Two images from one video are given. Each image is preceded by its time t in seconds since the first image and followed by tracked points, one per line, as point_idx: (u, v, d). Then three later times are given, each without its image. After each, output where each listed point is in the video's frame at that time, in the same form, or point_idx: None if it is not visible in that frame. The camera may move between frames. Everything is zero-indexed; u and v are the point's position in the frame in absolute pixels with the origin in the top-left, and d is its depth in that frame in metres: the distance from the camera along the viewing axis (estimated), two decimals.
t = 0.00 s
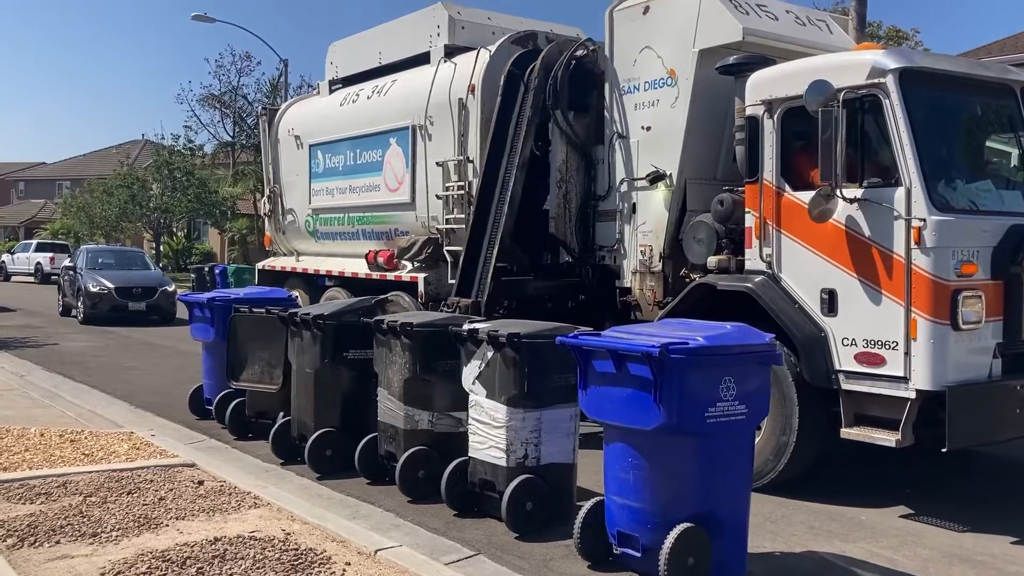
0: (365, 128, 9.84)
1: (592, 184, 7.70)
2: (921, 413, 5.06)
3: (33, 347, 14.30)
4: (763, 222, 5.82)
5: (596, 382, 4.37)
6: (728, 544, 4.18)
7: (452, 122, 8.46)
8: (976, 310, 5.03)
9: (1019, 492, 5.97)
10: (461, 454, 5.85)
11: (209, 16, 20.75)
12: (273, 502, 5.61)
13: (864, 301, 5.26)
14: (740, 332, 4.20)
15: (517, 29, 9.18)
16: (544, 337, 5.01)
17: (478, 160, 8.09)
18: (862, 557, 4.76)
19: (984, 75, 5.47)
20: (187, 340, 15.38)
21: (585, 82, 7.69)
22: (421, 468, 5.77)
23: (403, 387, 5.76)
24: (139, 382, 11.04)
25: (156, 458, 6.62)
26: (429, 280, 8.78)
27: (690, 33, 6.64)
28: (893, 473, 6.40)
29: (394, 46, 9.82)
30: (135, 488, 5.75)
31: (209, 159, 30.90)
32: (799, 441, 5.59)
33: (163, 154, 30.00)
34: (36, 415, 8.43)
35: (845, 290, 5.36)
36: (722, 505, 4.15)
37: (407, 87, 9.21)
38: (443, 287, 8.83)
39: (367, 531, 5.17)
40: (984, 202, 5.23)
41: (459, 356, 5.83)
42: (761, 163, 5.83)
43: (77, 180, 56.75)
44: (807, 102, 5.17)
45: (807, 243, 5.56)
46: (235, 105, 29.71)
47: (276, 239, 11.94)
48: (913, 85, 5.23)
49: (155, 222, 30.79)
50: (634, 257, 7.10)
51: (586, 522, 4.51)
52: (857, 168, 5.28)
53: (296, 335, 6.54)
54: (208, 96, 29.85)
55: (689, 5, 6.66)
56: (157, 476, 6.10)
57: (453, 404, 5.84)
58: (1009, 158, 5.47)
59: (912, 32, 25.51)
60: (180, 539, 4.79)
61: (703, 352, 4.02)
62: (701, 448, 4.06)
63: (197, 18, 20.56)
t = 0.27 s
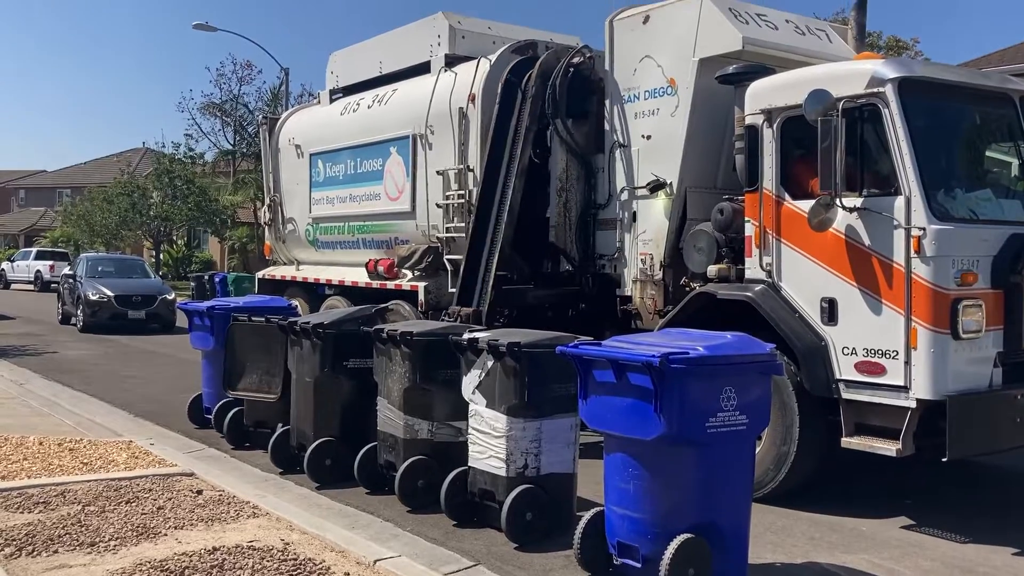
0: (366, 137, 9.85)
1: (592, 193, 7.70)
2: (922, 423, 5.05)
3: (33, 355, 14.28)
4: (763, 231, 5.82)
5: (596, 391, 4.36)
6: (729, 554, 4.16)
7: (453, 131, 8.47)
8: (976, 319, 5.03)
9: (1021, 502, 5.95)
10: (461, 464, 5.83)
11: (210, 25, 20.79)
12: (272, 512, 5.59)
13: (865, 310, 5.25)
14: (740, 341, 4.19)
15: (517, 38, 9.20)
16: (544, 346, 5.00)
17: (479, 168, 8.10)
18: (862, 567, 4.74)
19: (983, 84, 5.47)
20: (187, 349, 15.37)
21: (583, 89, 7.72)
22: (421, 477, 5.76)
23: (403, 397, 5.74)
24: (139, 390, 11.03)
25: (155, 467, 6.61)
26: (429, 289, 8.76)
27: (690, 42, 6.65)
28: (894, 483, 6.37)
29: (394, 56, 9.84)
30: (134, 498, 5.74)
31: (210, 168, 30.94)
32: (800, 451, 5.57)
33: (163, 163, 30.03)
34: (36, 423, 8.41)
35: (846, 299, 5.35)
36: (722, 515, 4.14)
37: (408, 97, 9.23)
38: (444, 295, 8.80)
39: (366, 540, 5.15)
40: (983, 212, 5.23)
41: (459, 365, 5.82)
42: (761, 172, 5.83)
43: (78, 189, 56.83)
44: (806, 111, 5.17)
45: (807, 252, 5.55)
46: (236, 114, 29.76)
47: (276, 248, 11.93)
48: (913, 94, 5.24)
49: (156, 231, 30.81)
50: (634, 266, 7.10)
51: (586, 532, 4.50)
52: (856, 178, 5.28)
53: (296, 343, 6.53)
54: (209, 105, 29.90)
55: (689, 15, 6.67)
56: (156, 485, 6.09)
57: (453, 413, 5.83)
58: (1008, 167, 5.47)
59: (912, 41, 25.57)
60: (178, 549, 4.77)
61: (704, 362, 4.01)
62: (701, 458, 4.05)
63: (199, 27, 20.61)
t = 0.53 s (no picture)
0: (366, 149, 9.88)
1: (592, 207, 7.71)
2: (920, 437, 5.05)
3: (31, 366, 14.26)
4: (762, 244, 5.84)
5: (595, 404, 4.36)
6: (727, 568, 4.15)
7: (453, 144, 8.49)
8: (975, 333, 5.04)
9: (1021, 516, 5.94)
10: (460, 477, 5.83)
11: (211, 38, 20.86)
12: (270, 525, 5.58)
13: (864, 324, 5.26)
14: (739, 355, 4.19)
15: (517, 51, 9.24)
16: (543, 359, 5.01)
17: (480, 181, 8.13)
18: None
19: (981, 98, 5.50)
20: (185, 360, 15.35)
21: (585, 102, 7.77)
22: (419, 490, 5.74)
23: (402, 409, 5.74)
24: (136, 402, 11.01)
25: (153, 479, 6.59)
26: (429, 300, 8.76)
27: (690, 56, 6.69)
28: (894, 497, 6.36)
29: (395, 68, 9.88)
30: (131, 510, 5.72)
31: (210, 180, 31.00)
32: (799, 465, 5.57)
33: (163, 174, 30.07)
34: (33, 435, 8.39)
35: (845, 313, 5.36)
36: (721, 529, 4.13)
37: (408, 109, 9.26)
38: (443, 308, 8.80)
39: (364, 553, 5.14)
40: (982, 225, 5.24)
41: (458, 378, 5.82)
42: (760, 185, 5.85)
43: (77, 200, 56.89)
44: (805, 125, 5.20)
45: (806, 266, 5.57)
46: (236, 126, 29.84)
47: (275, 259, 11.95)
48: (912, 109, 5.26)
49: (155, 242, 30.83)
50: (633, 278, 7.11)
51: (585, 545, 4.50)
52: (855, 191, 5.31)
53: (294, 355, 6.53)
54: (210, 117, 29.97)
55: (690, 29, 6.71)
56: (154, 497, 6.07)
57: (451, 426, 5.83)
58: (1006, 181, 5.49)
59: (910, 56, 25.70)
60: (175, 562, 4.76)
61: (702, 375, 4.02)
62: (700, 471, 4.05)
63: (200, 39, 20.69)
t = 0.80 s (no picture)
0: (365, 165, 9.88)
1: (592, 224, 7.69)
2: (922, 455, 5.02)
3: (28, 382, 14.21)
4: (762, 261, 5.83)
5: (596, 421, 4.34)
6: None
7: (452, 160, 8.50)
8: (976, 350, 5.02)
9: None
10: (459, 494, 5.79)
11: (211, 54, 20.93)
12: (268, 542, 5.54)
13: (865, 341, 5.25)
14: (740, 372, 4.17)
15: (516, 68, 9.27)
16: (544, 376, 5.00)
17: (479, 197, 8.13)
18: None
19: (981, 115, 5.50)
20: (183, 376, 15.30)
21: (584, 123, 7.77)
22: (418, 507, 5.71)
23: (401, 426, 5.71)
24: (134, 418, 10.96)
25: (150, 496, 6.55)
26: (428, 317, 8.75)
27: (689, 73, 6.70)
28: (896, 515, 6.33)
29: (394, 85, 9.90)
30: (129, 526, 5.68)
31: (209, 195, 31.02)
32: (800, 483, 5.53)
33: (162, 189, 30.09)
34: (30, 451, 8.35)
35: (845, 330, 5.35)
36: (722, 547, 4.09)
37: (408, 125, 9.27)
38: (442, 324, 8.76)
39: (363, 571, 5.10)
40: (983, 243, 5.24)
41: (457, 394, 5.79)
42: (759, 203, 5.85)
43: (76, 215, 56.90)
44: (805, 141, 5.17)
45: (806, 283, 5.57)
46: (236, 142, 29.89)
47: (274, 275, 11.93)
48: (912, 126, 5.26)
49: (154, 257, 30.81)
50: (633, 294, 7.10)
51: (586, 564, 4.46)
52: (855, 209, 5.30)
53: (292, 371, 6.49)
54: (209, 133, 30.03)
55: (688, 47, 6.73)
56: (152, 514, 6.03)
57: (450, 443, 5.80)
58: (1006, 199, 5.48)
59: (907, 73, 25.80)
60: None
61: (703, 392, 4.00)
62: (701, 489, 4.02)
63: (200, 56, 20.76)
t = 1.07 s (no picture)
0: (363, 184, 9.91)
1: (589, 243, 7.70)
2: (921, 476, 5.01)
3: (22, 400, 14.15)
4: (760, 281, 5.84)
5: (593, 441, 4.33)
6: None
7: (451, 179, 8.53)
8: (974, 371, 5.03)
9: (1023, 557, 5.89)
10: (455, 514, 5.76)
11: (210, 73, 21.01)
12: (263, 562, 5.50)
13: (862, 361, 5.25)
14: (738, 392, 4.17)
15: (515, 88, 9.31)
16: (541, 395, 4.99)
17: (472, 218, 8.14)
18: None
19: (977, 138, 5.53)
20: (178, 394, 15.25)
21: (580, 150, 7.80)
22: (414, 527, 5.68)
23: (398, 445, 5.69)
24: (129, 436, 10.91)
25: (146, 515, 6.51)
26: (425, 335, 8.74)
27: (687, 94, 6.74)
28: (895, 536, 6.31)
29: (393, 104, 9.94)
30: (123, 546, 5.65)
31: (206, 214, 31.04)
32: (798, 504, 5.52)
33: (159, 207, 30.10)
34: (24, 469, 8.31)
35: (843, 350, 5.35)
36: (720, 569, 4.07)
37: (406, 144, 9.29)
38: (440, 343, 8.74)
39: None
40: (979, 264, 5.25)
41: (454, 413, 5.78)
42: (757, 223, 5.88)
43: (73, 233, 56.89)
44: (803, 161, 5.25)
45: (804, 303, 5.57)
46: (233, 160, 29.95)
47: (271, 293, 11.93)
48: (908, 148, 5.30)
49: (150, 275, 30.78)
50: (630, 314, 7.10)
51: None
52: (852, 229, 5.32)
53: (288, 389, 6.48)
54: (207, 151, 30.09)
55: (686, 68, 6.77)
56: (146, 533, 5.99)
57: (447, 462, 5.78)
58: (1003, 221, 5.50)
59: (902, 95, 25.98)
60: None
61: (702, 412, 3.99)
62: (699, 509, 4.01)
63: (198, 75, 20.84)
